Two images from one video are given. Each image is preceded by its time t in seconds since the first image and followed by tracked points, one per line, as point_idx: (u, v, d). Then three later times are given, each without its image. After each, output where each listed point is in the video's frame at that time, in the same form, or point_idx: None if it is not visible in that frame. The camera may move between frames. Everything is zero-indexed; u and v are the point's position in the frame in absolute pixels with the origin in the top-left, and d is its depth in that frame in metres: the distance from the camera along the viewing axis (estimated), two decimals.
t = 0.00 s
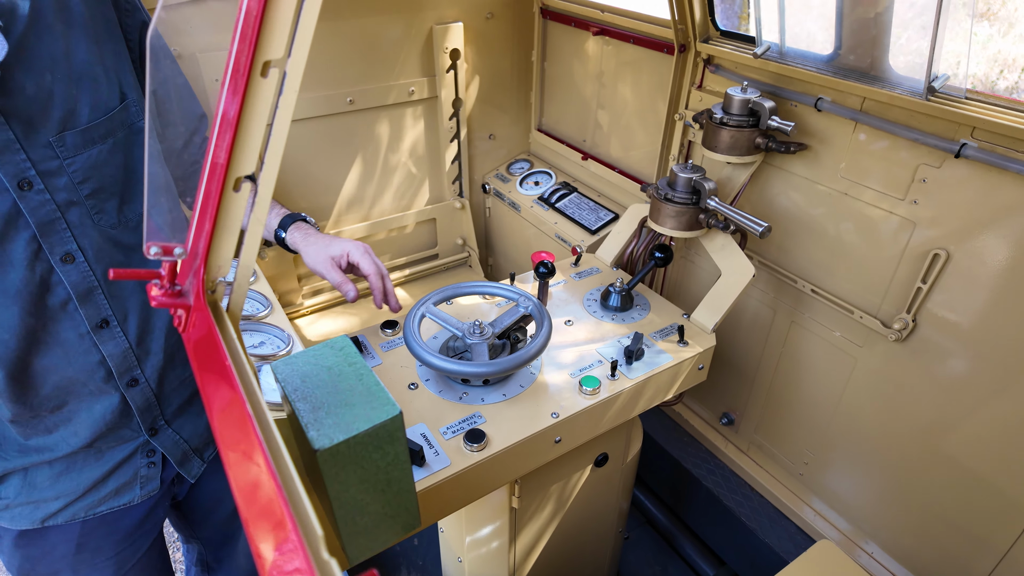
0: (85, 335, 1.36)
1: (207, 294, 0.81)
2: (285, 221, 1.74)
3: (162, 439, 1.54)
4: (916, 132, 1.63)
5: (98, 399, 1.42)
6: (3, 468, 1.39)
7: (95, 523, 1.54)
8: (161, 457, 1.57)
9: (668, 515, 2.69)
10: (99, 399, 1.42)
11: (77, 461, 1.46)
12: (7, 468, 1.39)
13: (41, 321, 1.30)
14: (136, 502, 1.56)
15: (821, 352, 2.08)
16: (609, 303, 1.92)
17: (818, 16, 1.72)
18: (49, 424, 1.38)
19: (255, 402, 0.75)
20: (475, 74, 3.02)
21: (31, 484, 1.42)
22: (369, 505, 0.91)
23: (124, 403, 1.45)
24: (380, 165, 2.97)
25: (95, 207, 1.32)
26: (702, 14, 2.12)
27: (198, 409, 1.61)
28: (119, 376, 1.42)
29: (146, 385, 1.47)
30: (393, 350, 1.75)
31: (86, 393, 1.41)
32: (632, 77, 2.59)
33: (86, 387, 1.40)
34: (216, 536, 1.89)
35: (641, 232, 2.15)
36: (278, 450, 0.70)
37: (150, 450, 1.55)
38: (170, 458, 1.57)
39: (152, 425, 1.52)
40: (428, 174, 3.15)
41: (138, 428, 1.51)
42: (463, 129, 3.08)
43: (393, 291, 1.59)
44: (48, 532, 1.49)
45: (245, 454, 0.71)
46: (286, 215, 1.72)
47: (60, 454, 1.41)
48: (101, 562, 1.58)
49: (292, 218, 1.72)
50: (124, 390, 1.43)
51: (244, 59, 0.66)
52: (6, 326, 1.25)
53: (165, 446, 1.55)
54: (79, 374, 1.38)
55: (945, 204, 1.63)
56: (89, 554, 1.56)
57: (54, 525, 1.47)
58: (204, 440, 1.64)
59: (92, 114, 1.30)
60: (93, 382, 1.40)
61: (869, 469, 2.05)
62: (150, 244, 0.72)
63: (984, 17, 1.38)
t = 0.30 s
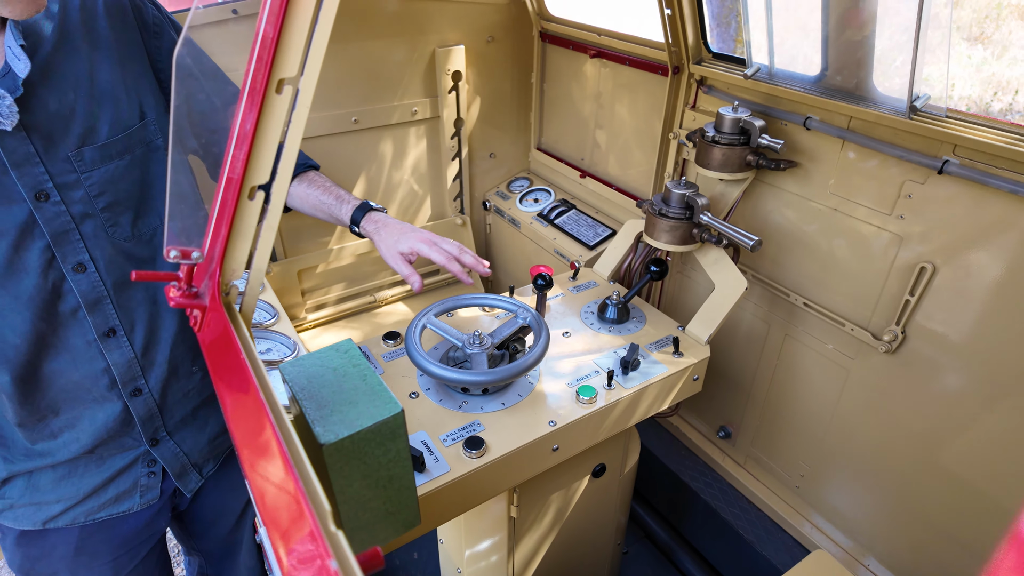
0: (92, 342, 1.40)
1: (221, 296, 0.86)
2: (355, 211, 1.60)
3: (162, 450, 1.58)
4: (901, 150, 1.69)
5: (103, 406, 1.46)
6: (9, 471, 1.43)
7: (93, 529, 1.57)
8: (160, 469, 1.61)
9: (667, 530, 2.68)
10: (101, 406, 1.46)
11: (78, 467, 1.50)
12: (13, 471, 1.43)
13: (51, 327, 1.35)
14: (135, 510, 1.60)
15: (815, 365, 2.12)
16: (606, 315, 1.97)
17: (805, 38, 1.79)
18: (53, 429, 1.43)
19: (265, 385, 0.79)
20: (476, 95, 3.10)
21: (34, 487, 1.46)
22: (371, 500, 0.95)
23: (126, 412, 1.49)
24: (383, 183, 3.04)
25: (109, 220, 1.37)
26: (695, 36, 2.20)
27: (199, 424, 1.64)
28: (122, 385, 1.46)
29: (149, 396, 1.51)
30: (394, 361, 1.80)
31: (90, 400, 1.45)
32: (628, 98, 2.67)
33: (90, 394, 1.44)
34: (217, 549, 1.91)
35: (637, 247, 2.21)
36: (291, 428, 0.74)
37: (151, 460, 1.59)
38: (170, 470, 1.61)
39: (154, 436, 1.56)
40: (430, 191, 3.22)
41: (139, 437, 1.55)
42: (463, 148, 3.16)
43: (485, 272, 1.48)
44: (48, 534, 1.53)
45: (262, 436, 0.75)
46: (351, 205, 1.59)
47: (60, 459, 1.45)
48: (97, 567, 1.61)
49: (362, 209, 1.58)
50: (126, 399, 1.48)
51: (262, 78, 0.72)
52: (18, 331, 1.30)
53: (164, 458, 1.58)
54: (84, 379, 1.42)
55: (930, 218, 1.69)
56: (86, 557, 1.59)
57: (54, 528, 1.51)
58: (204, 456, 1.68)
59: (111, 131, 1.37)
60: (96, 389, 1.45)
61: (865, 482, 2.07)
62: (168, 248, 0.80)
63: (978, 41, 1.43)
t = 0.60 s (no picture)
0: (98, 350, 1.43)
1: (225, 299, 0.90)
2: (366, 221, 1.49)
3: (161, 460, 1.60)
4: (889, 166, 1.73)
5: (107, 413, 1.48)
6: (14, 474, 1.46)
7: (93, 533, 1.59)
8: (160, 479, 1.62)
9: (666, 546, 2.65)
10: (104, 413, 1.48)
11: (79, 472, 1.52)
12: (17, 475, 1.46)
13: (59, 333, 1.37)
14: (134, 518, 1.61)
15: (811, 379, 2.13)
16: (603, 328, 2.00)
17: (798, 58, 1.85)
18: (57, 434, 1.45)
19: (266, 382, 0.80)
20: (476, 115, 3.16)
21: (37, 490, 1.50)
22: (367, 502, 0.97)
23: (127, 420, 1.51)
24: (385, 200, 3.09)
25: (121, 231, 1.41)
26: (689, 57, 2.27)
27: (199, 435, 1.66)
28: (125, 393, 1.48)
29: (151, 405, 1.53)
30: (393, 373, 1.83)
31: (94, 407, 1.47)
32: (626, 118, 2.72)
33: (93, 400, 1.46)
34: (213, 562, 1.90)
35: (633, 262, 2.24)
36: (291, 422, 0.75)
37: (150, 469, 1.60)
38: (168, 480, 1.62)
39: (154, 445, 1.57)
40: (430, 209, 3.26)
41: (140, 446, 1.57)
42: (464, 166, 3.21)
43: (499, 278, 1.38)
44: (49, 536, 1.55)
45: (262, 432, 0.76)
46: (362, 218, 1.49)
47: (61, 464, 1.47)
48: (96, 570, 1.63)
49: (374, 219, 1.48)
50: (128, 407, 1.50)
51: (267, 89, 0.76)
52: (26, 335, 1.33)
53: (164, 468, 1.60)
54: (88, 386, 1.45)
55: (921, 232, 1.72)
56: (85, 560, 1.61)
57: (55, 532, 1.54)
58: (204, 468, 1.68)
59: (126, 146, 1.40)
60: (100, 396, 1.47)
61: (864, 498, 2.06)
62: (175, 251, 0.84)
63: (974, 64, 1.43)
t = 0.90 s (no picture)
0: (100, 366, 1.45)
1: (231, 311, 0.92)
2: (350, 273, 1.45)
3: (162, 475, 1.61)
4: (882, 185, 1.76)
5: (108, 428, 1.50)
6: (14, 489, 1.48)
7: (92, 548, 1.59)
8: (160, 495, 1.63)
9: (666, 566, 2.62)
10: (105, 429, 1.50)
11: (80, 487, 1.53)
12: (18, 489, 1.48)
13: (63, 349, 1.39)
14: (133, 534, 1.62)
15: (810, 396, 2.14)
16: (602, 345, 2.01)
17: (792, 81, 1.89)
18: (58, 449, 1.47)
19: (271, 393, 0.82)
20: (478, 136, 3.22)
21: (37, 505, 1.51)
22: (366, 512, 0.98)
23: (129, 435, 1.53)
24: (388, 219, 3.13)
25: (125, 249, 1.43)
26: (685, 79, 2.32)
27: (200, 451, 1.67)
28: (127, 409, 1.50)
29: (152, 421, 1.55)
30: (393, 389, 1.84)
31: (95, 422, 1.49)
32: (625, 140, 2.77)
33: (95, 416, 1.48)
34: None
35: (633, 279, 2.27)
36: (294, 433, 0.77)
37: (151, 484, 1.61)
38: (168, 496, 1.62)
39: (154, 460, 1.58)
40: (432, 228, 3.30)
41: (141, 461, 1.58)
42: (465, 186, 3.25)
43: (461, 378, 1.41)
44: (48, 551, 1.56)
45: (266, 442, 0.78)
46: (347, 274, 1.43)
47: (62, 479, 1.49)
48: None
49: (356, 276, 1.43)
50: (130, 423, 1.51)
51: (275, 110, 0.79)
52: (31, 351, 1.35)
53: (164, 483, 1.61)
54: (90, 402, 1.46)
55: (916, 251, 1.74)
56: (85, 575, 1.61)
57: (54, 547, 1.54)
58: (204, 484, 1.69)
59: (134, 167, 1.43)
60: (102, 412, 1.48)
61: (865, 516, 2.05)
62: (182, 264, 0.86)
63: (970, 87, 1.44)
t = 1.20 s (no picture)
0: (100, 386, 1.45)
1: (239, 324, 0.93)
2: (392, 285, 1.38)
3: (161, 495, 1.61)
4: (881, 204, 1.78)
5: (108, 445, 1.50)
6: (14, 506, 1.49)
7: (90, 568, 1.59)
8: (159, 515, 1.63)
9: None
10: (105, 448, 1.50)
11: (79, 506, 1.53)
12: (18, 506, 1.49)
13: (62, 368, 1.40)
14: (132, 554, 1.61)
15: (813, 414, 2.14)
16: (606, 361, 2.02)
17: (790, 101, 1.93)
18: (58, 468, 1.48)
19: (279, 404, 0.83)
20: (482, 155, 3.25)
21: (36, 522, 1.51)
22: (370, 526, 0.98)
23: (128, 455, 1.53)
24: (391, 237, 3.16)
25: (128, 268, 1.45)
26: (685, 99, 2.36)
27: (202, 470, 1.67)
28: (126, 429, 1.50)
29: (151, 440, 1.55)
30: (397, 405, 1.85)
31: (94, 441, 1.49)
32: (627, 159, 2.80)
33: (95, 435, 1.48)
34: None
35: (635, 296, 2.28)
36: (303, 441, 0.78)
37: (150, 505, 1.61)
38: (167, 516, 1.62)
39: (154, 480, 1.59)
40: (435, 246, 3.32)
41: (140, 481, 1.58)
42: (469, 204, 3.29)
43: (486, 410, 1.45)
44: (48, 570, 1.56)
45: (275, 452, 0.78)
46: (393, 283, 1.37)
47: (62, 498, 1.49)
48: None
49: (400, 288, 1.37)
50: (129, 443, 1.52)
51: (285, 126, 0.81)
52: (32, 369, 1.37)
53: (163, 503, 1.61)
54: (90, 421, 1.47)
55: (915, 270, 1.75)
56: None
57: (52, 565, 1.55)
58: (205, 505, 1.69)
59: (138, 186, 1.45)
60: (101, 431, 1.49)
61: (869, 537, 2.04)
62: (193, 277, 0.89)
63: (968, 108, 1.46)
